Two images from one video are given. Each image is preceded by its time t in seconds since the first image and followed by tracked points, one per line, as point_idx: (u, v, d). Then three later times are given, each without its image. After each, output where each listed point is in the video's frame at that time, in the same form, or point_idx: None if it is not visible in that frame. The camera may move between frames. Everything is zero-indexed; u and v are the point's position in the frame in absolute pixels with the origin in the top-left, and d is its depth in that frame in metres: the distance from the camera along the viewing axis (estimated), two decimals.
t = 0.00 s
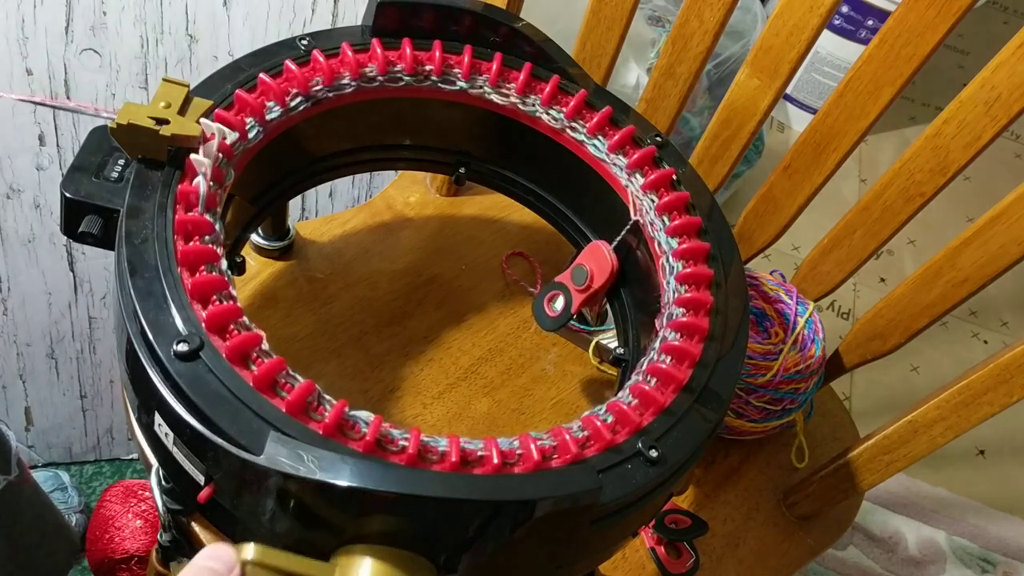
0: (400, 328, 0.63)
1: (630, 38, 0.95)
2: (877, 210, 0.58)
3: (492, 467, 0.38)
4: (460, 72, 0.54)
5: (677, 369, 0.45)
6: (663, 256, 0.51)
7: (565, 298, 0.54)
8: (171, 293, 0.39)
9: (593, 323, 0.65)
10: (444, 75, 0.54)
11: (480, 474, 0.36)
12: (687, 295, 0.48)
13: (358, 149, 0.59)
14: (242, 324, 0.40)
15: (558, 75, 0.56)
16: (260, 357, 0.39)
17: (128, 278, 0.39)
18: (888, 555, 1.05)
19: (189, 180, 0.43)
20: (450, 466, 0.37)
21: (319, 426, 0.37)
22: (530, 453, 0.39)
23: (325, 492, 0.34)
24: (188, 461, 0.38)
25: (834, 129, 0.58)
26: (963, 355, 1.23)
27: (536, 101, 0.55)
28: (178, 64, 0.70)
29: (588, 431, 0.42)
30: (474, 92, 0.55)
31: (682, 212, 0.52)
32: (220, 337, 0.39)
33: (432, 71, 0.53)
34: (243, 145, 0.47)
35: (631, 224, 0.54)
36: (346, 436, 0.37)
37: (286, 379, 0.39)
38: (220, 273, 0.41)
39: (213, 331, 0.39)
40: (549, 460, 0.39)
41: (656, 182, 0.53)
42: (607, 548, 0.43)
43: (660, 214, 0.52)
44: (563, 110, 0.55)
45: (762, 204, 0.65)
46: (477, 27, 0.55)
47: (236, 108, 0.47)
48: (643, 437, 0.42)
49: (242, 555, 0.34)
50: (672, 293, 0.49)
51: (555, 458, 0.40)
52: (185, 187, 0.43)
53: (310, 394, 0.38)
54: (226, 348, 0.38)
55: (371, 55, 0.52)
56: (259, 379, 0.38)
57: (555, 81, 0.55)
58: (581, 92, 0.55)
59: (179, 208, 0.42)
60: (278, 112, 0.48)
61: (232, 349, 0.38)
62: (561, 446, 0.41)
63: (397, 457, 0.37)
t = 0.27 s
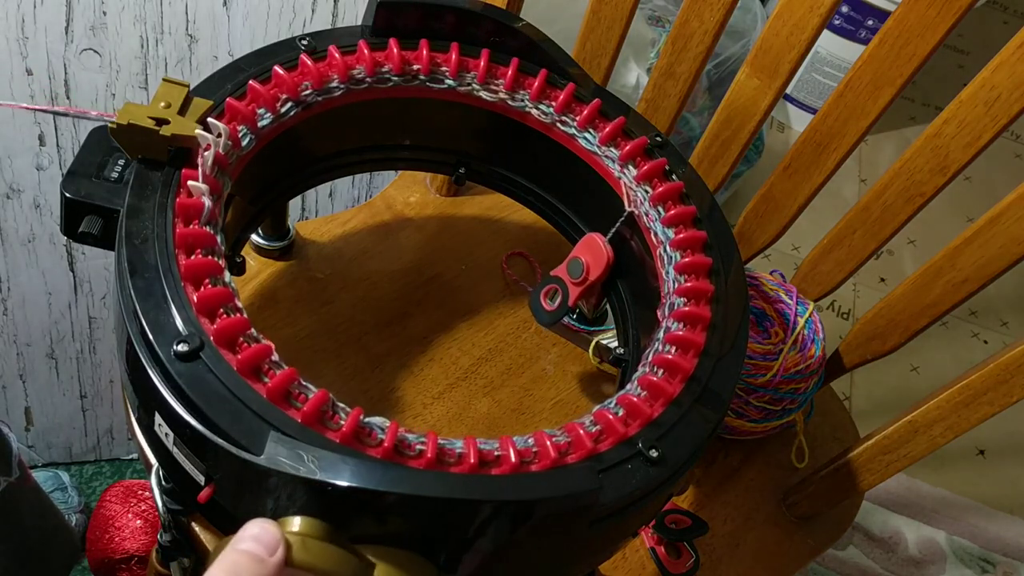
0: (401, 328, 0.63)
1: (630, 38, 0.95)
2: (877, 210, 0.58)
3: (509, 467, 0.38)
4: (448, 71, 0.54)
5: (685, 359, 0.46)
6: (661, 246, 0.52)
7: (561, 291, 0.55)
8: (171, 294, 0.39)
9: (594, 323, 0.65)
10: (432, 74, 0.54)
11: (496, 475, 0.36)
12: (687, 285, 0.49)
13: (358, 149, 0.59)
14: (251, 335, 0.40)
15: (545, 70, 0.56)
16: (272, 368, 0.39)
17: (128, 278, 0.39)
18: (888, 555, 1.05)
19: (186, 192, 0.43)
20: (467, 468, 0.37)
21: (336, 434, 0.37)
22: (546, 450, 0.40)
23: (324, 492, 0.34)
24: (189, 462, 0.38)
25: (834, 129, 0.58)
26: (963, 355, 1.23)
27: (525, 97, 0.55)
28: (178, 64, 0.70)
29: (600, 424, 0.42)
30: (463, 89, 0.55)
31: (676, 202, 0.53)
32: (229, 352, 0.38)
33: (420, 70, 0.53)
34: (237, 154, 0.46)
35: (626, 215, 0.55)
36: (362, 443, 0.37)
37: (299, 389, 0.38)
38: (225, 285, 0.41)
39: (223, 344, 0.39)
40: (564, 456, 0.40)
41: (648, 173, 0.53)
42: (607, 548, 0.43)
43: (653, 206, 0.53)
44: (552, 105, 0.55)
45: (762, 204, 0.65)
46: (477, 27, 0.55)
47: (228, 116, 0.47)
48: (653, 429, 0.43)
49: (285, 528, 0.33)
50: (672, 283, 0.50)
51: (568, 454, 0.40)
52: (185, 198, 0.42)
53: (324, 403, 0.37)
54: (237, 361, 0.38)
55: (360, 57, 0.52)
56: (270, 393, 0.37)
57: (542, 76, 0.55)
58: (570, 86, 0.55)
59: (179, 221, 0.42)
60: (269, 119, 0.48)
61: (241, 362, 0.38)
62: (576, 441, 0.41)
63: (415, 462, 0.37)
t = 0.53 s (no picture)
0: (401, 328, 0.63)
1: (630, 38, 0.95)
2: (877, 210, 0.58)
3: (521, 466, 0.38)
4: (440, 70, 0.54)
5: (688, 351, 0.46)
6: (659, 240, 0.52)
7: (559, 288, 0.55)
8: (171, 294, 0.39)
9: (594, 322, 0.65)
10: (424, 74, 0.53)
11: (510, 474, 0.37)
12: (687, 278, 0.49)
13: (358, 149, 0.59)
14: (257, 343, 0.39)
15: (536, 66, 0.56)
16: (281, 377, 0.39)
17: (128, 278, 0.39)
18: (888, 555, 1.05)
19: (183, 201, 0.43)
20: (478, 468, 0.37)
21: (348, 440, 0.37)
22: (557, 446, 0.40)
23: (325, 492, 0.34)
24: (189, 462, 0.38)
25: (834, 129, 0.58)
26: (963, 356, 1.23)
27: (518, 94, 0.55)
28: (178, 64, 0.70)
29: (609, 420, 0.43)
30: (456, 88, 0.54)
31: (671, 195, 0.53)
32: (266, 388, 0.38)
33: (411, 70, 0.53)
34: (233, 159, 0.46)
35: (623, 210, 0.55)
36: (375, 447, 0.37)
37: (310, 396, 0.38)
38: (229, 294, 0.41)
39: (230, 353, 0.38)
40: (575, 454, 0.40)
41: (643, 166, 0.53)
42: (607, 548, 0.43)
43: (650, 199, 0.53)
44: (546, 101, 0.55)
45: (762, 204, 0.65)
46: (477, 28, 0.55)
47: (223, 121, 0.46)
48: (660, 424, 0.43)
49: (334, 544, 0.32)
50: (672, 276, 0.50)
51: (579, 451, 0.40)
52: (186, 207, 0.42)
53: (335, 409, 0.37)
54: (245, 371, 0.37)
55: (350, 58, 0.52)
56: (280, 402, 0.37)
57: (535, 72, 0.55)
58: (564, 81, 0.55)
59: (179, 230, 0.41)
60: (263, 123, 0.48)
61: (251, 371, 0.38)
62: (586, 438, 0.41)
63: (427, 464, 0.37)
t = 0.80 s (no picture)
0: (401, 329, 0.63)
1: (630, 38, 0.95)
2: (877, 210, 0.58)
3: (537, 463, 0.39)
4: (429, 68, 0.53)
5: (694, 342, 0.47)
6: (655, 231, 0.52)
7: (554, 280, 0.56)
8: (171, 294, 0.39)
9: (594, 322, 0.65)
10: (413, 73, 0.53)
11: (524, 474, 0.37)
12: (687, 268, 0.49)
13: (358, 149, 0.59)
14: (267, 354, 0.39)
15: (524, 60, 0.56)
16: (292, 386, 0.38)
17: (128, 278, 0.39)
18: (888, 555, 1.05)
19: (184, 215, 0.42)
20: (495, 468, 0.38)
21: (365, 446, 0.37)
22: (570, 442, 0.40)
23: (324, 492, 0.34)
24: (189, 462, 0.38)
25: (834, 130, 0.58)
26: (963, 355, 1.23)
27: (507, 90, 0.55)
28: (178, 64, 0.70)
29: (619, 414, 0.43)
30: (445, 87, 0.54)
31: (665, 186, 0.53)
32: (248, 372, 0.38)
33: (400, 70, 0.53)
34: (229, 168, 0.46)
35: (618, 202, 0.55)
36: (391, 453, 0.37)
37: (324, 403, 0.38)
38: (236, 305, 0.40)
39: (241, 366, 0.38)
40: (583, 452, 0.40)
41: (638, 158, 0.54)
42: (607, 548, 0.43)
43: (645, 189, 0.53)
44: (535, 96, 0.55)
45: (762, 204, 0.65)
46: (477, 28, 0.55)
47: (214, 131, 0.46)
48: (669, 416, 0.44)
49: None
50: (671, 267, 0.50)
51: (592, 445, 0.41)
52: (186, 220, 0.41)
53: (349, 416, 0.37)
54: (257, 384, 0.37)
55: (338, 60, 0.51)
56: (296, 411, 0.37)
57: (523, 67, 0.55)
58: (553, 75, 0.55)
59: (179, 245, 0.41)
60: (256, 129, 0.48)
61: (263, 383, 0.37)
62: (598, 432, 0.42)
63: (444, 467, 0.38)
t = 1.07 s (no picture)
0: (401, 329, 0.63)
1: (630, 38, 0.95)
2: (877, 210, 0.58)
3: (552, 461, 0.39)
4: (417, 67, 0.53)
5: (698, 331, 0.47)
6: (651, 223, 0.52)
7: (551, 275, 0.55)
8: (171, 294, 0.39)
9: (594, 322, 0.65)
10: (402, 73, 0.53)
11: (543, 472, 0.37)
12: (687, 258, 0.50)
13: (358, 149, 0.59)
14: (276, 364, 0.39)
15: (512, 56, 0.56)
16: (305, 395, 0.38)
17: (128, 278, 0.39)
18: (888, 555, 1.05)
19: (184, 228, 0.42)
20: (511, 468, 0.38)
21: (383, 453, 0.37)
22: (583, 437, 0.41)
23: (324, 492, 0.34)
24: (188, 462, 0.38)
25: (834, 130, 0.58)
26: (963, 355, 1.23)
27: (496, 87, 0.55)
28: (178, 64, 0.70)
29: (628, 407, 0.44)
30: (434, 85, 0.54)
31: (658, 177, 0.54)
32: (259, 383, 0.38)
33: (389, 70, 0.52)
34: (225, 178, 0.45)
35: (611, 193, 0.55)
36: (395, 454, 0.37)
37: (338, 411, 0.38)
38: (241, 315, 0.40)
39: (251, 376, 0.38)
40: (578, 452, 0.40)
41: (631, 150, 0.54)
42: (607, 548, 0.43)
43: (639, 181, 0.53)
44: (524, 91, 0.55)
45: (762, 204, 0.65)
46: (477, 28, 0.55)
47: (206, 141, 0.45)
48: (676, 407, 0.44)
49: None
50: (670, 258, 0.51)
51: (605, 440, 0.42)
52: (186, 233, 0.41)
53: (364, 422, 0.37)
54: (269, 396, 0.37)
55: (327, 63, 0.51)
56: (308, 421, 0.37)
57: (511, 63, 0.55)
58: (541, 70, 0.55)
59: (182, 258, 0.41)
60: (249, 136, 0.47)
61: (275, 395, 0.37)
62: (609, 426, 0.42)
63: (461, 467, 0.38)
